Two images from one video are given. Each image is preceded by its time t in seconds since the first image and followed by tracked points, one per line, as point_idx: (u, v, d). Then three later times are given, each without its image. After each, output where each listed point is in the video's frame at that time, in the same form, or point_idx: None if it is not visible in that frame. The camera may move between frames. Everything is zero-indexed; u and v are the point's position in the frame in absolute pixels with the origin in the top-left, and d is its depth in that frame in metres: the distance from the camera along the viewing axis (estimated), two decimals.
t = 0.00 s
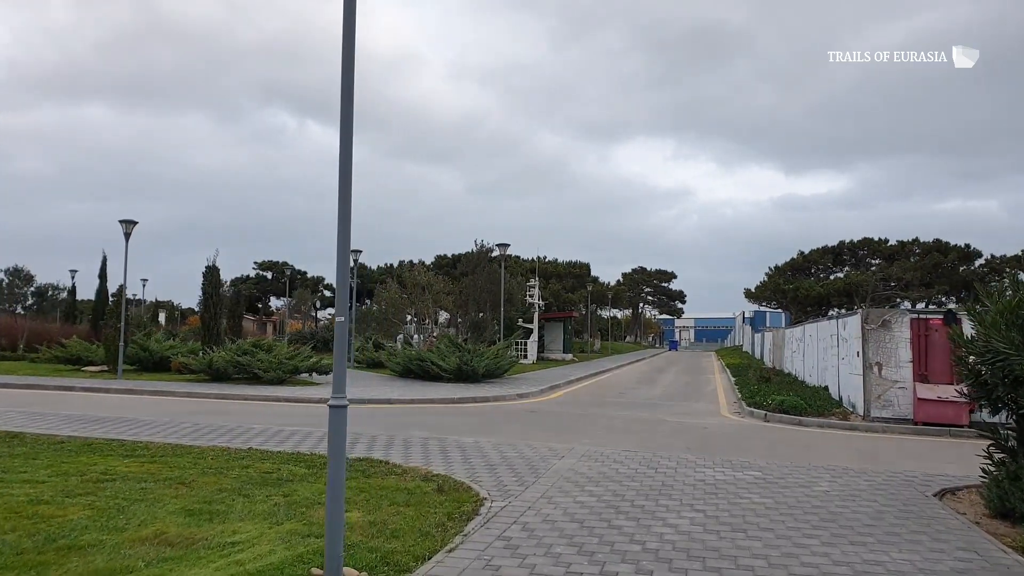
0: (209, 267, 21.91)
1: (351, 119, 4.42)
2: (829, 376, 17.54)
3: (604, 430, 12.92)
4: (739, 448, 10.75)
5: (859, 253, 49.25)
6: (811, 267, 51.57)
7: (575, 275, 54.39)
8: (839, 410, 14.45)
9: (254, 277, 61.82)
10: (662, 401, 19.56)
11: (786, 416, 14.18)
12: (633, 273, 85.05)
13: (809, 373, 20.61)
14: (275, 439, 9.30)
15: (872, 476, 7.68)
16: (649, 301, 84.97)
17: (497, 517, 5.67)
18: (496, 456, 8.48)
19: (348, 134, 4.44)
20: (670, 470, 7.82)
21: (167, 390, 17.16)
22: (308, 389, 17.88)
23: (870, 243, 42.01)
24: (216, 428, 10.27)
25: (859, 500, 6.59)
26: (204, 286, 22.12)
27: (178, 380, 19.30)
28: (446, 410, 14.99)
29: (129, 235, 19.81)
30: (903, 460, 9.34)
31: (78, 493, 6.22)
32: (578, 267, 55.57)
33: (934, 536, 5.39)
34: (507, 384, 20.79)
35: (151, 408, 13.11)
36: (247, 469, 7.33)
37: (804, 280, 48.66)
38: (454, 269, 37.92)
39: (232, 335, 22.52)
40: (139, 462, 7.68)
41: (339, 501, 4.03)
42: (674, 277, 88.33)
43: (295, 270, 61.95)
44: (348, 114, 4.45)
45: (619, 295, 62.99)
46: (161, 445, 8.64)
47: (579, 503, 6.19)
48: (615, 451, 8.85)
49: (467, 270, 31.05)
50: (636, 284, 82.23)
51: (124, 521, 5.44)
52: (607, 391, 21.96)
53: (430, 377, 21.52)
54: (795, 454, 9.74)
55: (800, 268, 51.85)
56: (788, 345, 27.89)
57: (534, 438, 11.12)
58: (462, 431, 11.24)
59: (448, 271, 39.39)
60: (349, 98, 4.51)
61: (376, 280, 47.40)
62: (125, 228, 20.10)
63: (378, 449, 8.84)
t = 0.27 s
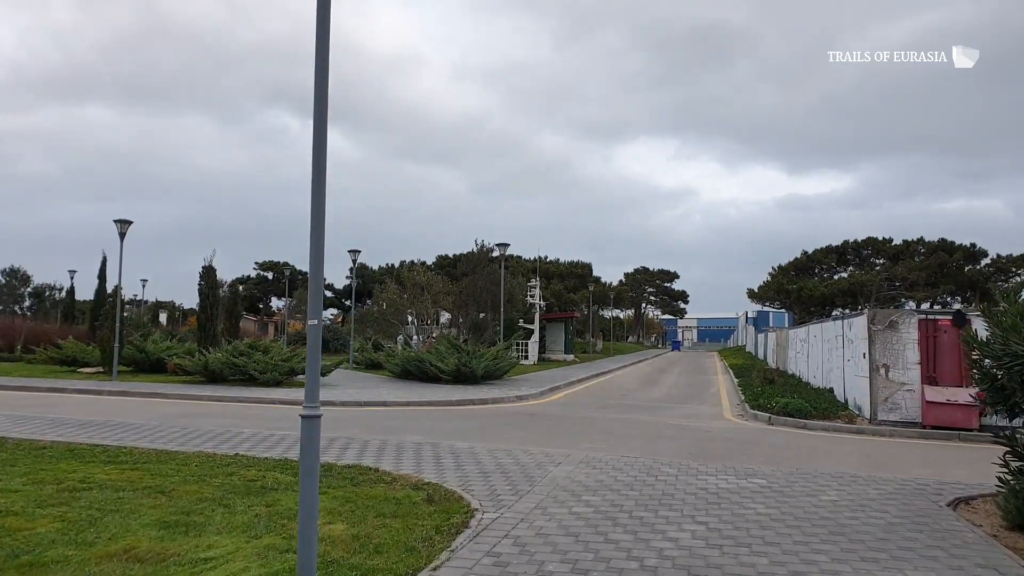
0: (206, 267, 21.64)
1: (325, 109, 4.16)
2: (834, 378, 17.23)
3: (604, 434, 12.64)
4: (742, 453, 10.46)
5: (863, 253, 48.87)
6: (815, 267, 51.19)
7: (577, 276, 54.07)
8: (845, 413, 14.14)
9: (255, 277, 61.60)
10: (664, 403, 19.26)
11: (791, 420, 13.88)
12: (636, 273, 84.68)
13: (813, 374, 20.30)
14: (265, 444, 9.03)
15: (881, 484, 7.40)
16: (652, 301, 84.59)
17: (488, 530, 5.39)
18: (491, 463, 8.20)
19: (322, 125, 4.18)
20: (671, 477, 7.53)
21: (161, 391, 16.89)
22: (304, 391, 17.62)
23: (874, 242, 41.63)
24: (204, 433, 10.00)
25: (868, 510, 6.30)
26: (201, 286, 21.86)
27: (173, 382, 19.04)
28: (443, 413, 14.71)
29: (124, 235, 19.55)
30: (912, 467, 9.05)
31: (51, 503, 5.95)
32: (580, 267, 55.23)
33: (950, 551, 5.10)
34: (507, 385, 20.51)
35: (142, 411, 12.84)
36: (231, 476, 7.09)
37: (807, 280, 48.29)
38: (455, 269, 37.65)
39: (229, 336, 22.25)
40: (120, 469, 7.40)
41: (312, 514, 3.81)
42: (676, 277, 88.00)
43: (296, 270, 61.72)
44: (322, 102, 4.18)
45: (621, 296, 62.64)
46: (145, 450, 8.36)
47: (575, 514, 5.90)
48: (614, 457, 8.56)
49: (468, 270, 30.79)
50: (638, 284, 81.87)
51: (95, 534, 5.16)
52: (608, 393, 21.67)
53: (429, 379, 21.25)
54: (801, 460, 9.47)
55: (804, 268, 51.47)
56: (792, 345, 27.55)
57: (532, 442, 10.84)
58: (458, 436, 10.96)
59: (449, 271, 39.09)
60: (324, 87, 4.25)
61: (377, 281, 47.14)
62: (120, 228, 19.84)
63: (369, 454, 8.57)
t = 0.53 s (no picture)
0: (203, 265, 21.38)
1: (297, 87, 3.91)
2: (841, 377, 16.88)
3: (605, 434, 12.33)
4: (747, 454, 10.14)
5: (869, 252, 48.45)
6: (820, 265, 50.78)
7: (579, 275, 53.73)
8: (852, 413, 13.79)
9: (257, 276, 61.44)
10: (667, 403, 18.94)
11: (797, 420, 13.54)
12: (639, 272, 84.27)
13: (819, 374, 19.95)
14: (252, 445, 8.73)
15: (893, 488, 7.07)
16: (656, 300, 84.18)
17: (478, 538, 5.08)
18: (487, 465, 7.90)
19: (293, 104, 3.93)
20: (673, 481, 7.20)
21: (156, 391, 16.62)
22: (301, 391, 17.33)
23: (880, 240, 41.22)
24: (192, 433, 9.70)
25: (882, 516, 5.97)
26: (198, 284, 21.59)
27: (168, 381, 18.78)
28: (441, 413, 14.40)
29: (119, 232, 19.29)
30: (924, 471, 8.73)
31: (20, 507, 5.65)
32: (582, 266, 54.88)
33: (971, 560, 4.77)
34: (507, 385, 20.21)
35: (133, 411, 12.56)
36: (214, 479, 6.79)
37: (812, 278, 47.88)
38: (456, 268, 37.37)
39: (226, 335, 21.98)
40: (99, 470, 7.10)
41: (282, 522, 3.51)
42: (680, 276, 87.56)
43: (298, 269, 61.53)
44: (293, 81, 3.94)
45: (625, 295, 62.29)
46: (128, 451, 8.07)
47: (572, 520, 5.58)
48: (614, 459, 8.25)
49: (469, 268, 30.53)
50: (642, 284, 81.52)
51: (61, 541, 4.86)
52: (611, 392, 21.36)
53: (429, 378, 20.97)
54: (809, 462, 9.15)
55: (809, 266, 51.04)
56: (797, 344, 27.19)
57: (531, 444, 10.51)
58: (455, 436, 10.66)
59: (451, 270, 38.79)
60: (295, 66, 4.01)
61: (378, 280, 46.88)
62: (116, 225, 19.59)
63: (361, 455, 8.27)
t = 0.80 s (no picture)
0: (200, 264, 21.14)
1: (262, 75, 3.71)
2: (848, 378, 16.53)
3: (606, 437, 12.03)
4: (753, 458, 9.82)
5: (874, 251, 47.99)
6: (825, 266, 50.33)
7: (583, 275, 53.40)
8: (860, 416, 13.46)
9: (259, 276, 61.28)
10: (670, 405, 18.61)
11: (803, 423, 13.21)
12: (643, 272, 83.89)
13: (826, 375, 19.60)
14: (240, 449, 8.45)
15: (906, 496, 6.76)
16: (660, 300, 83.78)
17: (467, 551, 4.78)
18: (482, 470, 7.60)
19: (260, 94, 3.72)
20: (675, 488, 6.90)
21: (151, 392, 16.38)
22: (298, 392, 17.07)
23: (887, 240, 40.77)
24: (180, 436, 9.44)
25: (895, 526, 5.65)
26: (196, 284, 21.36)
27: (164, 382, 18.54)
28: (440, 415, 14.11)
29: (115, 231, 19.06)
30: (937, 478, 8.40)
31: None
32: (586, 266, 54.55)
33: None
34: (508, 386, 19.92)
35: (125, 413, 12.31)
36: (195, 485, 6.52)
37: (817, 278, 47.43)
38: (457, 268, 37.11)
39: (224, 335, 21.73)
40: (77, 475, 6.83)
41: (245, 539, 3.25)
42: (684, 277, 87.18)
43: (300, 269, 61.35)
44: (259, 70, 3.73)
45: (628, 295, 61.93)
46: (110, 455, 7.79)
47: (567, 532, 5.28)
48: (614, 465, 7.94)
49: (470, 268, 30.29)
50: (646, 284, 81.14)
51: (23, 555, 4.58)
52: (613, 394, 21.05)
53: (428, 379, 20.69)
54: (816, 468, 8.84)
55: (814, 266, 50.59)
56: (803, 345, 26.81)
57: (529, 448, 10.21)
58: (451, 439, 10.36)
59: (453, 270, 38.51)
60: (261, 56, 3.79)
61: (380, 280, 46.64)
62: (112, 224, 19.37)
63: (352, 460, 7.98)
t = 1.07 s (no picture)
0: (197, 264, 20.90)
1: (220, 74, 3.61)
2: (854, 380, 16.19)
3: (607, 439, 11.73)
4: (758, 463, 9.50)
5: (880, 251, 47.55)
6: (830, 266, 49.90)
7: (585, 275, 53.07)
8: (867, 418, 13.14)
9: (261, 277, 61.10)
10: (673, 407, 18.30)
11: (809, 426, 12.89)
12: (647, 272, 83.49)
13: (832, 376, 19.26)
14: (227, 454, 8.17)
15: (918, 504, 6.45)
16: (663, 300, 83.38)
17: (453, 564, 4.50)
18: (475, 476, 7.32)
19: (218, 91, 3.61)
20: (677, 495, 6.60)
21: (145, 393, 16.14)
22: (294, 393, 16.81)
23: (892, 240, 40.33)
24: (167, 439, 9.18)
25: (907, 537, 5.36)
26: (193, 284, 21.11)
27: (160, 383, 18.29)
28: (437, 417, 13.83)
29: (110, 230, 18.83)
30: (949, 483, 8.09)
31: None
32: (589, 266, 54.21)
33: None
34: (508, 387, 19.63)
35: (115, 416, 12.06)
36: (175, 492, 6.25)
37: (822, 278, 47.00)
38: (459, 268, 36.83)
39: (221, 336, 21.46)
40: (53, 481, 6.58)
41: (201, 554, 3.11)
42: (687, 277, 86.73)
43: (302, 270, 61.14)
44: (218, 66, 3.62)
45: (631, 295, 61.55)
46: (91, 459, 7.53)
47: (561, 543, 5.00)
48: (614, 471, 7.66)
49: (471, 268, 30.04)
50: (650, 285, 80.72)
51: None
52: (616, 395, 20.73)
53: (428, 380, 20.42)
54: (823, 474, 8.53)
55: (819, 266, 50.16)
56: (808, 345, 26.44)
57: (527, 451, 9.92)
58: (447, 443, 10.10)
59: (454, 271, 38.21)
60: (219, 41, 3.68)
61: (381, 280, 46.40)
62: (108, 223, 19.15)
63: (341, 465, 7.70)
